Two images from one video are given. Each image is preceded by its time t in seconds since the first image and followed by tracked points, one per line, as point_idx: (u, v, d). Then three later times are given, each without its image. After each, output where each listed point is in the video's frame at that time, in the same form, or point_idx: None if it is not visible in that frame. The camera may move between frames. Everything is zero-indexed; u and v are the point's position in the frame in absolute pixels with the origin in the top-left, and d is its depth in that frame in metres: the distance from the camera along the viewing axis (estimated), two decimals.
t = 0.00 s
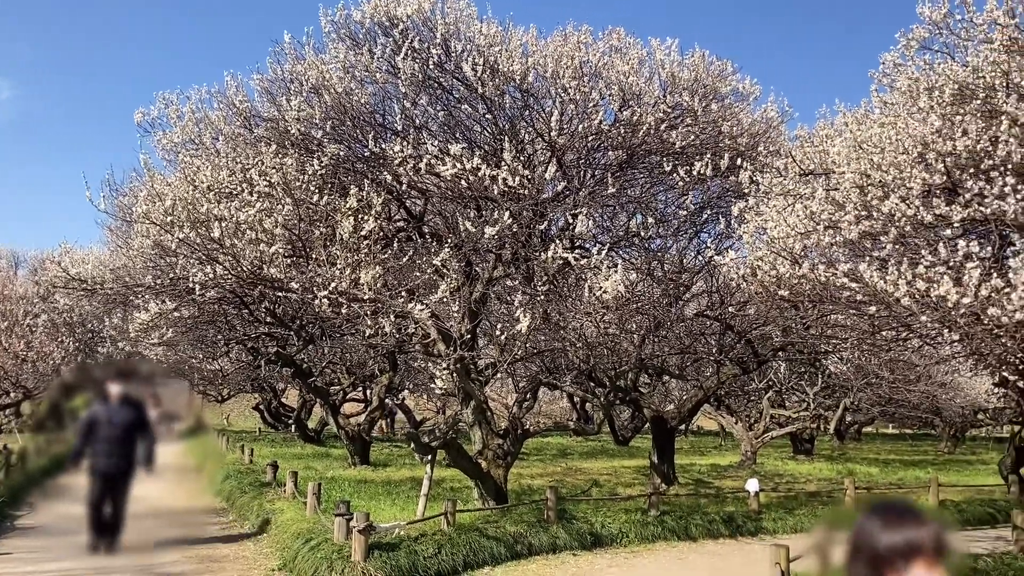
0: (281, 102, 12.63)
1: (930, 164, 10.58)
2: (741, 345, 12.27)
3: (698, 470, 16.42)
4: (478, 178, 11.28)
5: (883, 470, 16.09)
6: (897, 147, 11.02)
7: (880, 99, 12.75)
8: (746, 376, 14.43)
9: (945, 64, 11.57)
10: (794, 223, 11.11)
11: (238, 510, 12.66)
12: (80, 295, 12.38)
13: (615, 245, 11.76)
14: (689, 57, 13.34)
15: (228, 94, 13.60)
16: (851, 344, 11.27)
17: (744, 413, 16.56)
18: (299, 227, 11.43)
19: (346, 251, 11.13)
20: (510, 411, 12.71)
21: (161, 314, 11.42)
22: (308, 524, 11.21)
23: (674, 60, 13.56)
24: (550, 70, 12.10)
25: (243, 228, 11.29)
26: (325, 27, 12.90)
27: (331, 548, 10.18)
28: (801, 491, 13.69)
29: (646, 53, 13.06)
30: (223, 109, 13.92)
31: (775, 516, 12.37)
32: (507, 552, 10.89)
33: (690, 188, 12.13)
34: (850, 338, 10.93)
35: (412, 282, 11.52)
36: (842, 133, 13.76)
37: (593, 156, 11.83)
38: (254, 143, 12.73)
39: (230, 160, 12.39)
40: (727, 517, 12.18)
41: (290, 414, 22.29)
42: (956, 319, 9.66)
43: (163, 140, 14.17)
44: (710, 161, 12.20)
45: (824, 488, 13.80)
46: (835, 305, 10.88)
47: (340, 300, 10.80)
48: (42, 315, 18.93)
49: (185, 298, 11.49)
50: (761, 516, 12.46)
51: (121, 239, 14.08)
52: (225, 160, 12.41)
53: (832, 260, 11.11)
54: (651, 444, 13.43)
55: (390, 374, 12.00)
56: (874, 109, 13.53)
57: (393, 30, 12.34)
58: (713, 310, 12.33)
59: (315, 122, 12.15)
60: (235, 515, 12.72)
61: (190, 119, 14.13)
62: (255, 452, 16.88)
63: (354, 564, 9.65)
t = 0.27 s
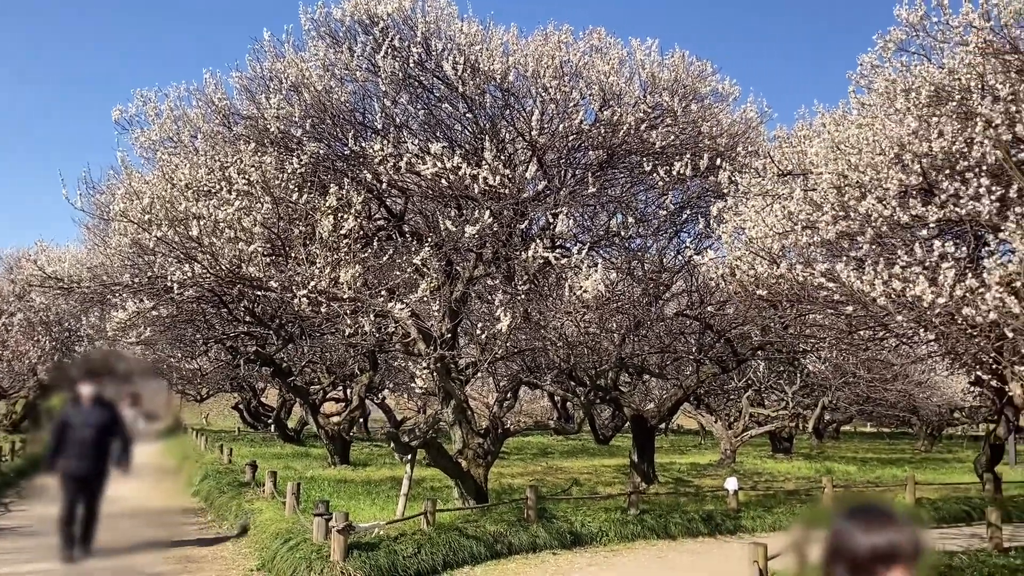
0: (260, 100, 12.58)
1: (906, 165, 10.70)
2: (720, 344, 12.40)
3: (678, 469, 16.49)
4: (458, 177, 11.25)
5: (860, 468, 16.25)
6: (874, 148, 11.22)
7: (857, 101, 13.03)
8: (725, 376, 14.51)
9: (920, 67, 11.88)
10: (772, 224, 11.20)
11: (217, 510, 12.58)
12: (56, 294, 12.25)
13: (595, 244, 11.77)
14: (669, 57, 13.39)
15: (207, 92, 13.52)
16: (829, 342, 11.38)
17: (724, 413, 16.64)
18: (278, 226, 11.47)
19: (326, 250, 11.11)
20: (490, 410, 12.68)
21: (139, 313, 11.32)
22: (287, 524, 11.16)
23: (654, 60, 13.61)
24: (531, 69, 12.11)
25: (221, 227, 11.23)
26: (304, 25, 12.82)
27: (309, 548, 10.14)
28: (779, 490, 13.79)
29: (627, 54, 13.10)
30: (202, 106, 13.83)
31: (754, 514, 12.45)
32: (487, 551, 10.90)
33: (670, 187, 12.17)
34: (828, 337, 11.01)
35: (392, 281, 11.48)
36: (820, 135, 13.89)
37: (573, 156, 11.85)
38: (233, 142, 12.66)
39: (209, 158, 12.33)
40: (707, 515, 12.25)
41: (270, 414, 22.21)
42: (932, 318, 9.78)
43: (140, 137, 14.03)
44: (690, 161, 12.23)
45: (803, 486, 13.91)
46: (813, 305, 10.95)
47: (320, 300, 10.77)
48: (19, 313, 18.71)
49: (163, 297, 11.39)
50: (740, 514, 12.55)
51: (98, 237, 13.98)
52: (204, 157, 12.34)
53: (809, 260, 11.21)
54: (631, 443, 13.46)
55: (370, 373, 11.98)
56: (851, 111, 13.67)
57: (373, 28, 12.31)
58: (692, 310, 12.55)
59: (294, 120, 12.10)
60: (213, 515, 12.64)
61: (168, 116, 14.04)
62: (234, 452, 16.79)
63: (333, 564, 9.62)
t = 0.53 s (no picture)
0: (239, 99, 12.52)
1: (883, 166, 10.92)
2: (699, 344, 12.51)
3: (658, 469, 16.55)
4: (439, 177, 11.23)
5: (838, 467, 16.38)
6: (853, 150, 11.44)
7: (836, 102, 13.08)
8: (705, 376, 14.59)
9: (898, 69, 12.02)
10: (750, 224, 11.50)
11: (194, 511, 12.49)
12: (30, 293, 12.12)
13: (575, 244, 11.76)
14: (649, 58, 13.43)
15: (185, 90, 13.44)
16: (805, 343, 11.38)
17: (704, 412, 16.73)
18: (255, 224, 11.27)
19: (304, 249, 11.06)
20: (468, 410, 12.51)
21: (115, 312, 11.23)
22: (265, 525, 11.11)
23: (634, 61, 13.64)
24: (512, 69, 12.11)
25: (199, 226, 11.18)
26: (283, 22, 12.73)
27: (287, 549, 10.10)
28: (758, 489, 13.88)
29: (607, 54, 13.12)
30: (180, 104, 13.74)
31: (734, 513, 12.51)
32: (466, 551, 10.89)
33: (650, 187, 12.17)
34: (805, 337, 11.09)
35: (372, 280, 11.40)
36: (798, 136, 13.98)
37: (554, 156, 11.85)
38: (211, 140, 12.59)
39: (187, 156, 12.26)
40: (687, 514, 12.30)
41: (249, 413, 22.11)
42: (908, 319, 9.90)
43: (117, 136, 13.89)
44: (670, 161, 12.26)
45: (781, 485, 14.01)
46: (791, 305, 11.02)
47: (299, 299, 10.73)
48: None
49: (141, 296, 11.30)
50: (719, 513, 12.62)
51: (73, 235, 13.85)
52: (182, 156, 12.28)
53: (787, 261, 11.31)
54: (611, 442, 13.48)
55: (350, 373, 11.94)
56: (829, 113, 13.79)
57: (353, 26, 12.26)
58: (672, 310, 12.59)
59: (273, 119, 12.07)
60: (191, 517, 12.54)
61: (145, 114, 13.95)
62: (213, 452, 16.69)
63: (311, 564, 9.58)
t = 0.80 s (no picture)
0: (218, 97, 12.48)
1: (861, 168, 11.04)
2: (679, 344, 12.29)
3: (639, 469, 16.61)
4: (420, 176, 11.23)
5: (817, 467, 16.51)
6: (831, 151, 11.60)
7: (814, 104, 13.22)
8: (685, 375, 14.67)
9: (875, 70, 12.09)
10: (729, 224, 11.59)
11: (173, 512, 12.41)
12: (6, 292, 12.01)
13: (556, 245, 11.77)
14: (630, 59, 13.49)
15: (164, 88, 13.39)
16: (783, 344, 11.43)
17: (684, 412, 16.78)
18: (235, 224, 11.33)
19: (284, 249, 11.01)
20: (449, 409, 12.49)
21: (93, 311, 11.15)
22: (244, 526, 11.06)
23: (615, 62, 13.70)
24: (493, 69, 12.12)
25: (177, 225, 11.09)
26: (264, 21, 12.70)
27: (266, 550, 10.06)
28: (737, 488, 13.97)
29: (588, 54, 13.16)
30: (159, 103, 13.69)
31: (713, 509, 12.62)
32: (446, 551, 10.88)
33: (631, 188, 12.17)
34: (784, 338, 11.17)
35: (352, 280, 11.33)
36: (777, 139, 14.08)
37: (535, 156, 11.87)
38: (190, 139, 12.54)
39: (166, 155, 12.22)
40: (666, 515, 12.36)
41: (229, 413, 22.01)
42: (885, 318, 10.04)
43: (94, 134, 13.78)
44: (650, 162, 12.29)
45: (760, 485, 14.10)
46: (769, 305, 11.12)
47: (277, 299, 10.69)
48: None
49: (118, 295, 11.22)
50: (698, 513, 12.69)
51: (50, 234, 13.75)
52: (161, 154, 12.24)
53: (766, 261, 11.39)
54: (591, 443, 13.51)
55: (330, 373, 11.90)
56: (808, 114, 13.94)
57: (333, 25, 12.23)
58: (652, 310, 12.31)
59: (253, 117, 12.10)
60: (169, 518, 12.47)
61: (124, 112, 13.88)
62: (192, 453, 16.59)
63: (290, 565, 9.55)
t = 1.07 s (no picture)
0: (198, 96, 12.41)
1: (840, 170, 11.10)
2: (661, 344, 12.24)
3: (620, 469, 16.67)
4: (401, 176, 11.21)
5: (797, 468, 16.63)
6: (810, 153, 11.74)
7: (794, 105, 13.26)
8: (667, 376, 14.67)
9: (855, 72, 12.13)
10: (710, 225, 11.62)
11: (151, 514, 12.32)
12: None
13: (538, 245, 11.77)
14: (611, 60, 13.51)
15: (143, 87, 13.30)
16: (763, 345, 11.48)
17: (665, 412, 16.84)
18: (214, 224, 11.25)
19: (264, 248, 10.93)
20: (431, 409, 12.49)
21: (70, 311, 11.04)
22: (224, 527, 11.01)
23: (597, 63, 13.72)
24: (474, 69, 12.11)
25: (156, 225, 10.99)
26: (244, 19, 12.64)
27: (245, 551, 10.02)
28: (718, 488, 14.03)
29: (570, 55, 13.18)
30: (138, 101, 13.59)
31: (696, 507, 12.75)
32: (427, 552, 10.87)
33: (612, 189, 12.18)
34: (763, 339, 11.23)
35: (332, 280, 11.37)
36: (757, 140, 14.16)
37: (517, 157, 11.87)
38: (170, 138, 12.46)
39: (145, 154, 12.15)
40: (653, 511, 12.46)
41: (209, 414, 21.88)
42: (863, 319, 10.14)
43: (71, 133, 13.65)
44: (631, 163, 12.32)
45: (740, 485, 14.18)
46: (750, 305, 11.22)
47: (257, 299, 10.63)
48: None
49: (96, 295, 11.12)
50: (679, 513, 12.74)
51: (27, 234, 13.62)
52: (140, 153, 12.18)
53: (746, 263, 11.46)
54: (573, 443, 13.54)
55: (310, 374, 11.84)
56: (788, 116, 14.06)
57: (314, 24, 12.19)
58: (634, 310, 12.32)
59: (233, 116, 12.01)
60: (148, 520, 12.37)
61: (102, 111, 13.77)
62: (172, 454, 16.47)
63: (269, 567, 9.50)
